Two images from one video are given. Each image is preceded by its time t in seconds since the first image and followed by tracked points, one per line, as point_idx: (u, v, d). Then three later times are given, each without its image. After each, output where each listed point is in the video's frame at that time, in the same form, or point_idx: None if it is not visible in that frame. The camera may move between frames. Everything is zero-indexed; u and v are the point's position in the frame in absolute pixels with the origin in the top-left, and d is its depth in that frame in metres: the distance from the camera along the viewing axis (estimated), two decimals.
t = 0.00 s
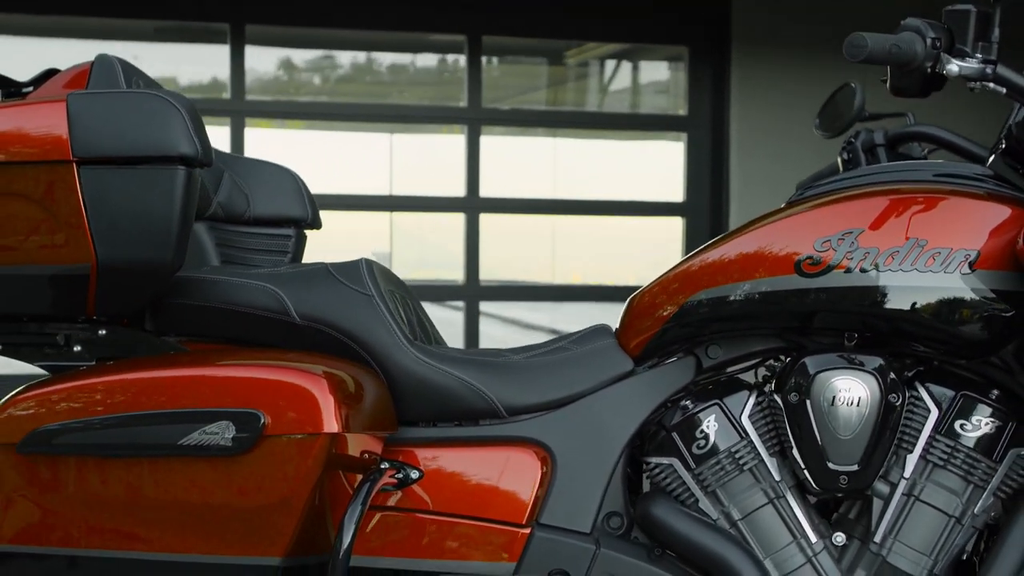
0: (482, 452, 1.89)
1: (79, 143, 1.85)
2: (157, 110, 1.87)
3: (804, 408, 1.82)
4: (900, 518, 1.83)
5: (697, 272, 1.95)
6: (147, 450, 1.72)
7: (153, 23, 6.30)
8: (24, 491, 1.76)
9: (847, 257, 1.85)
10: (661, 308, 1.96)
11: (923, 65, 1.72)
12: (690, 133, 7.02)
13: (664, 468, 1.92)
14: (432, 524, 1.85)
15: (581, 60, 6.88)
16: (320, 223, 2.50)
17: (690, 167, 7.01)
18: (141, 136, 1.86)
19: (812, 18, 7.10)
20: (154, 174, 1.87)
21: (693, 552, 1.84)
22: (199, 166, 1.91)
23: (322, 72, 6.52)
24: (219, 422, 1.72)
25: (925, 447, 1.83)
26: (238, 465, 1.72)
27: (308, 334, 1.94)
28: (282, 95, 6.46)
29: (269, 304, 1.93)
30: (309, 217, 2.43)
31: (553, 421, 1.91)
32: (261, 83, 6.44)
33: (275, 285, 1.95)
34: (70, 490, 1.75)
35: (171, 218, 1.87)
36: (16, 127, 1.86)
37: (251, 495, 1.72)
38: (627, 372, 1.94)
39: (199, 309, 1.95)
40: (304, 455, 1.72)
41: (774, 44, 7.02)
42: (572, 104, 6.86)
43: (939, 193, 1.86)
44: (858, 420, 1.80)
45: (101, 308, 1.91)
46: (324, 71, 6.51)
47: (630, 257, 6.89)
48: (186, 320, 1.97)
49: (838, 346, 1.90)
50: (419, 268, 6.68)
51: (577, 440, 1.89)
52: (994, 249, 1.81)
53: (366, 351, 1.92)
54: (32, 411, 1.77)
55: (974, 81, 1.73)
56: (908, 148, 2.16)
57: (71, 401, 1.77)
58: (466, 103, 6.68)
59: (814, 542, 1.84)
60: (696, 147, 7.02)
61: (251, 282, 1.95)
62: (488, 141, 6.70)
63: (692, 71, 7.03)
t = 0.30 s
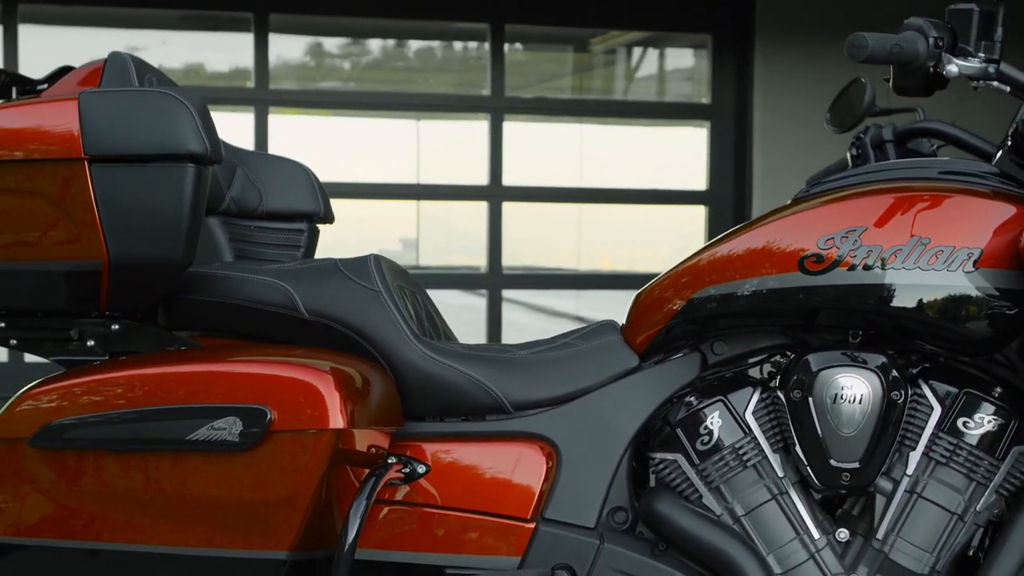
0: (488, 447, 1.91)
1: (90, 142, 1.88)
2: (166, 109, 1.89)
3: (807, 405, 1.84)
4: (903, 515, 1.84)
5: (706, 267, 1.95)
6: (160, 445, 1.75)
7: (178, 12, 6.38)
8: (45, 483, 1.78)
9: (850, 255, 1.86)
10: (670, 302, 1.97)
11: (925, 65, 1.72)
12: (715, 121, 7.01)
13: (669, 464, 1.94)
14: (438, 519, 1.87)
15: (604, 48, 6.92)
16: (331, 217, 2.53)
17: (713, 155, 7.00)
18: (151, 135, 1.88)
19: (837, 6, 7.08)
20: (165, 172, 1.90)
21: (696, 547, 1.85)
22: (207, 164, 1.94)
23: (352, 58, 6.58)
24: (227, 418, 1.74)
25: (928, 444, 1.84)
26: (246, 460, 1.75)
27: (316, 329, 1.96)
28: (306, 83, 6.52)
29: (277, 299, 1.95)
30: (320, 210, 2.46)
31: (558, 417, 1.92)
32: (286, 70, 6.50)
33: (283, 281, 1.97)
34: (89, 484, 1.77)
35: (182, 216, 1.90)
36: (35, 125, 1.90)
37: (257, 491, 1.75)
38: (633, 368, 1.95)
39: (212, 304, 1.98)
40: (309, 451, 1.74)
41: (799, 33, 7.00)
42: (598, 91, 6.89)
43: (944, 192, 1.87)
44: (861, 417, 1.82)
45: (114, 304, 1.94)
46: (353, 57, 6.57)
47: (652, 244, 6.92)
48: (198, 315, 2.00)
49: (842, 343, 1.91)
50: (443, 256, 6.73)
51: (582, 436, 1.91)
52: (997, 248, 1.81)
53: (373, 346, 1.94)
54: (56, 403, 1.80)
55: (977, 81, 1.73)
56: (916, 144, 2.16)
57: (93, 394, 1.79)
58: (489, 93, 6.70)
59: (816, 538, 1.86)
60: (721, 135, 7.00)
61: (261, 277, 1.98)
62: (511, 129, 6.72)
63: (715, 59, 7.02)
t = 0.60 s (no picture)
0: (497, 446, 1.94)
1: (106, 143, 1.90)
2: (181, 110, 1.91)
3: (813, 405, 1.87)
4: (908, 514, 1.85)
5: (718, 264, 1.96)
6: (173, 443, 1.78)
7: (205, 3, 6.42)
8: (64, 478, 1.81)
9: (856, 255, 1.87)
10: (681, 299, 1.98)
11: (931, 67, 1.73)
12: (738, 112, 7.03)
13: (677, 462, 1.96)
14: (449, 516, 1.91)
15: (630, 37, 6.93)
16: (344, 212, 2.57)
17: (738, 145, 7.01)
18: (165, 135, 1.91)
19: None
20: (179, 173, 1.92)
21: (702, 545, 1.87)
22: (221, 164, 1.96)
23: (382, 47, 6.61)
24: (237, 417, 1.77)
25: (934, 444, 1.85)
26: (258, 459, 1.78)
27: (328, 327, 1.99)
28: (333, 73, 6.57)
29: (290, 298, 1.98)
30: (334, 207, 2.50)
31: (567, 416, 1.95)
32: (313, 59, 6.55)
33: (296, 279, 1.99)
34: (110, 480, 1.80)
35: (195, 216, 1.93)
36: (53, 126, 1.92)
37: (267, 489, 1.78)
38: (642, 367, 1.97)
39: (227, 303, 2.01)
40: (318, 449, 1.77)
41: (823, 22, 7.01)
42: (625, 80, 6.91)
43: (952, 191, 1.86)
44: (866, 417, 1.85)
45: (129, 302, 1.97)
46: (384, 44, 6.61)
47: (676, 232, 6.98)
48: (214, 313, 2.03)
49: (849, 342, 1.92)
50: (468, 242, 6.79)
51: (591, 435, 1.93)
52: (1004, 248, 1.82)
53: (384, 345, 1.97)
54: (78, 400, 1.83)
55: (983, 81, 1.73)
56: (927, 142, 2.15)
57: (114, 391, 1.82)
58: (513, 83, 6.75)
59: (822, 537, 1.87)
60: (745, 125, 7.03)
61: (275, 276, 2.00)
62: (536, 119, 6.77)
63: (740, 50, 7.01)
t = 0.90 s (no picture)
0: (507, 446, 1.96)
1: (124, 147, 1.93)
2: (198, 115, 1.94)
3: (821, 407, 1.88)
4: (917, 516, 1.86)
5: (733, 264, 1.96)
6: (189, 444, 1.81)
7: None
8: (81, 478, 1.85)
9: (865, 259, 1.88)
10: (695, 299, 1.99)
11: (939, 73, 1.73)
12: (759, 104, 7.19)
13: (686, 463, 1.97)
14: (461, 517, 1.93)
15: (656, 28, 7.11)
16: (361, 213, 2.60)
17: (762, 136, 7.18)
18: (182, 140, 1.93)
19: None
20: (196, 177, 1.94)
21: (709, 546, 1.88)
22: (238, 168, 1.98)
23: (414, 34, 6.82)
24: (250, 418, 1.80)
25: (943, 446, 1.86)
26: (270, 460, 1.81)
27: (341, 328, 2.01)
28: (362, 64, 6.77)
29: (304, 299, 2.00)
30: (352, 209, 2.52)
31: (578, 417, 1.96)
32: (341, 47, 6.75)
33: (311, 281, 2.02)
34: (130, 480, 1.84)
35: (212, 219, 1.95)
36: (74, 129, 1.95)
37: (279, 490, 1.81)
38: (652, 368, 1.99)
39: (243, 304, 2.03)
40: (329, 451, 1.80)
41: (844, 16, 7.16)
42: (653, 69, 7.07)
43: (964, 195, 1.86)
44: (874, 420, 1.86)
45: (146, 303, 2.00)
46: (415, 32, 6.81)
47: (698, 221, 7.14)
48: (230, 314, 2.06)
49: (859, 345, 1.93)
50: (495, 229, 6.94)
51: (601, 436, 1.95)
52: (1014, 252, 1.81)
53: (399, 347, 1.99)
54: (102, 398, 1.86)
55: (992, 88, 1.73)
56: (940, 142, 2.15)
57: (137, 390, 1.85)
58: (538, 74, 6.92)
59: (831, 539, 1.88)
60: (766, 116, 7.20)
61: (290, 277, 2.03)
62: (560, 110, 6.93)
63: (765, 41, 7.19)
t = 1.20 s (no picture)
0: (519, 448, 1.98)
1: (141, 152, 1.95)
2: (215, 120, 1.96)
3: (831, 411, 1.89)
4: (926, 521, 1.85)
5: (747, 266, 1.97)
6: (206, 446, 1.84)
7: None
8: (98, 479, 1.88)
9: (876, 264, 1.88)
10: (711, 299, 1.99)
11: (949, 80, 1.74)
12: (784, 97, 7.28)
13: (697, 466, 1.98)
14: (473, 519, 1.95)
15: (683, 20, 7.19)
16: (378, 212, 2.62)
17: (784, 129, 7.27)
18: (199, 145, 1.96)
19: None
20: (212, 181, 1.97)
21: (719, 548, 1.90)
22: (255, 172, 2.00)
23: (444, 24, 6.88)
24: (263, 422, 1.84)
25: (953, 450, 1.85)
26: (284, 462, 1.84)
27: (356, 331, 2.04)
28: (389, 55, 6.84)
29: (319, 301, 2.03)
30: (369, 208, 2.54)
31: (589, 420, 1.98)
32: (369, 36, 6.83)
33: (326, 284, 2.04)
34: (150, 481, 1.87)
35: (228, 222, 1.97)
36: (95, 134, 1.97)
37: (293, 492, 1.84)
38: (663, 371, 2.00)
39: (258, 306, 2.06)
40: (341, 455, 1.83)
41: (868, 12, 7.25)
42: (680, 61, 7.15)
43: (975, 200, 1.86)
44: (884, 424, 1.87)
45: (163, 305, 2.02)
46: (445, 22, 6.88)
47: (722, 213, 7.22)
48: (245, 316, 2.08)
49: (871, 349, 1.93)
50: (522, 220, 7.00)
51: (613, 438, 1.97)
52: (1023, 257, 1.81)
53: (413, 349, 2.01)
54: (125, 399, 1.90)
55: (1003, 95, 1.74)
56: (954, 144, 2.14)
57: (158, 391, 1.89)
58: (562, 69, 7.00)
59: (840, 542, 1.89)
60: (791, 109, 7.29)
61: (305, 280, 2.05)
62: (584, 103, 7.02)
63: (789, 34, 7.30)
